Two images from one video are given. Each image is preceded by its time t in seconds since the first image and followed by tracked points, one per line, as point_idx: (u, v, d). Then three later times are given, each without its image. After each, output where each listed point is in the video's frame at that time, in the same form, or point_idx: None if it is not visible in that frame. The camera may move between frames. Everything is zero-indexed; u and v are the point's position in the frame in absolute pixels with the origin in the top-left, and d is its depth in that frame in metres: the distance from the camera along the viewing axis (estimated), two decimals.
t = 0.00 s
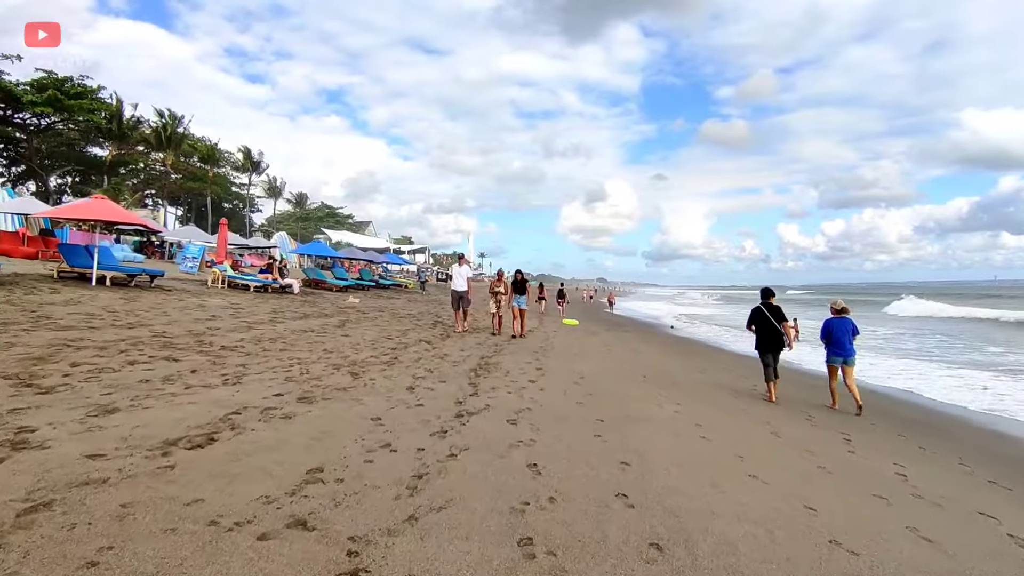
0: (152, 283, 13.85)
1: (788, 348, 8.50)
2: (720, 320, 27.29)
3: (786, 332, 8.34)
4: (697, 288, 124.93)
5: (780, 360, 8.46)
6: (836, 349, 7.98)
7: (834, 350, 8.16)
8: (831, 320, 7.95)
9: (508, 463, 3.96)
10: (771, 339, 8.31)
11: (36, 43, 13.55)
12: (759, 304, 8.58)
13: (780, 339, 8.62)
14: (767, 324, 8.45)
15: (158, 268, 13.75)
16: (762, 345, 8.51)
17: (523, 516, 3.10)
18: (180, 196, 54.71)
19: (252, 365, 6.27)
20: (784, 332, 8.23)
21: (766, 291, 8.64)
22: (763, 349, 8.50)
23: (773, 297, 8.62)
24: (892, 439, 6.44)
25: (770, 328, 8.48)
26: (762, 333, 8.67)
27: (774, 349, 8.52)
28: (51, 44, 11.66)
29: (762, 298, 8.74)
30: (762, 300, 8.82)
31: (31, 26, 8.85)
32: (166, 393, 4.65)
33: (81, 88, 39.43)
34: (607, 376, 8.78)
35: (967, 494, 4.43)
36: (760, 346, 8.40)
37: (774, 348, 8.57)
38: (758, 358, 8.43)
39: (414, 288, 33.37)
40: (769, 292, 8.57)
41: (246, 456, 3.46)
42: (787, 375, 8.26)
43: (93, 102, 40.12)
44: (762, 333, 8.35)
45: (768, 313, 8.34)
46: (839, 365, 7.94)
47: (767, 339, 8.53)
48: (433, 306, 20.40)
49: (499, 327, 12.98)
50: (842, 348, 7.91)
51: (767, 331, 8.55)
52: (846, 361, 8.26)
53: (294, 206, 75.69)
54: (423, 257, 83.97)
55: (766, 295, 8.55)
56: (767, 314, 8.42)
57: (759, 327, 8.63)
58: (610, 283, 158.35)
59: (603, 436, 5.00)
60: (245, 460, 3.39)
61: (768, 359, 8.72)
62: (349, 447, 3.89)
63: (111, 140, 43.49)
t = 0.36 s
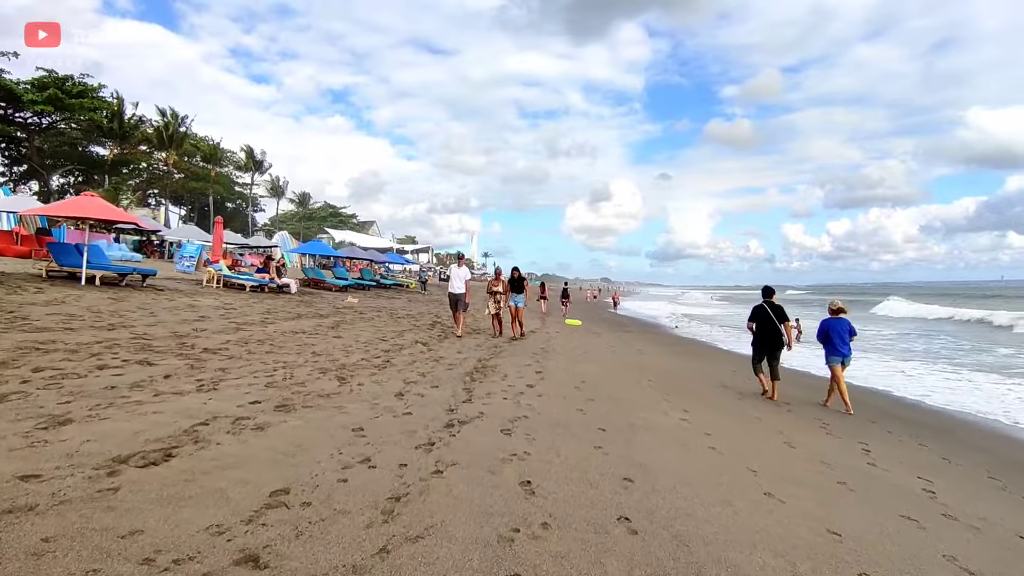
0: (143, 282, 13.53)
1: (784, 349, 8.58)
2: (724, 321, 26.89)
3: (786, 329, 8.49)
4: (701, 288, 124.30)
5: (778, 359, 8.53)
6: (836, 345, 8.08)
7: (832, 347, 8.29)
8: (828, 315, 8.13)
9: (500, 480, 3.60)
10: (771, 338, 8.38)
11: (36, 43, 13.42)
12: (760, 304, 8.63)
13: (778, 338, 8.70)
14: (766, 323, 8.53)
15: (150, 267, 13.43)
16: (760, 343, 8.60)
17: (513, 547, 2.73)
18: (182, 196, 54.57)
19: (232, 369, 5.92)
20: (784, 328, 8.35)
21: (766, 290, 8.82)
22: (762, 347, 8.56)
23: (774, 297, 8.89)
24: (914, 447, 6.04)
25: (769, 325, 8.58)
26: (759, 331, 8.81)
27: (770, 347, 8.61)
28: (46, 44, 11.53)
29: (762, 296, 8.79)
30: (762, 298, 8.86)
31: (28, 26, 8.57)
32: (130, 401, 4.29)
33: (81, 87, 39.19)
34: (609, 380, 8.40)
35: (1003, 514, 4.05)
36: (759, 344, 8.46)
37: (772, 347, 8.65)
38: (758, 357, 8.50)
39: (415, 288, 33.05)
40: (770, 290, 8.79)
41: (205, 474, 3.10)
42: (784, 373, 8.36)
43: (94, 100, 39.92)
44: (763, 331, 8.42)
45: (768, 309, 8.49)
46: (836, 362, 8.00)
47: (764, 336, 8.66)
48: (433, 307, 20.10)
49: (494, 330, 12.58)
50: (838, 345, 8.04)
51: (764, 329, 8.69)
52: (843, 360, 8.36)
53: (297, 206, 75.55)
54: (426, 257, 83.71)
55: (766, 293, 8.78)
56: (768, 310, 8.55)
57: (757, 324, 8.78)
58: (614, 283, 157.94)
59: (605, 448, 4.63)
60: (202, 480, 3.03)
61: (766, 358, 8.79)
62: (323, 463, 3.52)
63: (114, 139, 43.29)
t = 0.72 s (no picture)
0: (141, 281, 13.28)
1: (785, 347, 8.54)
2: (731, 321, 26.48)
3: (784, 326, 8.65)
4: (708, 288, 123.57)
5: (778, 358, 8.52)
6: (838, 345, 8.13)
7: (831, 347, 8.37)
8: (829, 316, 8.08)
9: (496, 495, 3.28)
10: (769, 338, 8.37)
11: (35, 42, 13.21)
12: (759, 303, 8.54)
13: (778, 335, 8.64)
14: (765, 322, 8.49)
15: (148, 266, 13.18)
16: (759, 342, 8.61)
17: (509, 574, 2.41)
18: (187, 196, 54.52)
19: (218, 370, 5.62)
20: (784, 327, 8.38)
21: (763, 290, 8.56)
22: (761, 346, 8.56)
23: (772, 296, 8.62)
24: (942, 454, 5.67)
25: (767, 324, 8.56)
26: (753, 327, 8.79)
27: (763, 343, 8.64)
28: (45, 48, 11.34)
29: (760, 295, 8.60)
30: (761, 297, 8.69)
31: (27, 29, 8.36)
32: (100, 405, 3.99)
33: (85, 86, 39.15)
34: (616, 381, 8.06)
35: None
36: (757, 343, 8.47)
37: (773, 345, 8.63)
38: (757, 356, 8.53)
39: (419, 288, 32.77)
40: (769, 290, 8.50)
41: (168, 489, 2.80)
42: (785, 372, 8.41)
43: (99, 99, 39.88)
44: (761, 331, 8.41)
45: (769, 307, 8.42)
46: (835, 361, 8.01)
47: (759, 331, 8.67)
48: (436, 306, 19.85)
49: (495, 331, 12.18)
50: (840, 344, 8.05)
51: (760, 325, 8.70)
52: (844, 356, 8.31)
53: (302, 206, 75.53)
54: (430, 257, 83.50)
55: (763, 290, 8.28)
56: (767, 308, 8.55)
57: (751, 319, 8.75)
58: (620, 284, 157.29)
59: (612, 456, 4.29)
60: (164, 495, 2.72)
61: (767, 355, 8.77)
62: (302, 476, 3.22)
63: (119, 139, 43.23)
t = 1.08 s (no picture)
0: (141, 281, 13.05)
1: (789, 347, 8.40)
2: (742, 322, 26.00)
3: (787, 323, 8.55)
4: (717, 288, 122.64)
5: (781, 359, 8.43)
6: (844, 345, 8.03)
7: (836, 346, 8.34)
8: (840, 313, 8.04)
9: (495, 518, 2.93)
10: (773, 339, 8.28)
11: (36, 41, 12.99)
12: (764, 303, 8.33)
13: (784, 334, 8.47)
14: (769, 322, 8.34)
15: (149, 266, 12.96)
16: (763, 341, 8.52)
17: None
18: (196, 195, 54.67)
19: (204, 375, 5.30)
20: (791, 325, 8.42)
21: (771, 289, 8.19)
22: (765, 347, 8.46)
23: (779, 294, 8.27)
24: (980, 467, 5.25)
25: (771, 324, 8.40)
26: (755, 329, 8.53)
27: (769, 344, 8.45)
28: (51, 49, 11.46)
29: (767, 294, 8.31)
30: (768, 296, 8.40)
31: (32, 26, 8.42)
32: (68, 415, 3.69)
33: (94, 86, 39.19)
34: (627, 385, 7.69)
35: None
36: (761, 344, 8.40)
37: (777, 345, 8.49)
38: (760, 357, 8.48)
39: (426, 287, 32.51)
40: (774, 290, 8.19)
41: (123, 515, 2.48)
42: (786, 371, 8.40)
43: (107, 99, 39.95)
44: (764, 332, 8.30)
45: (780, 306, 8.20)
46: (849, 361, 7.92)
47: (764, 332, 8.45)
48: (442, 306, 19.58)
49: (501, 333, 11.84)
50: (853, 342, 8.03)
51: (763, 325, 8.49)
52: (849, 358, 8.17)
53: (311, 206, 75.63)
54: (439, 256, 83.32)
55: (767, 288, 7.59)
56: (772, 307, 8.44)
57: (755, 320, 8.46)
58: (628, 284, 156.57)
59: (624, 471, 3.93)
60: (116, 524, 2.39)
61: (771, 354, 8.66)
62: (280, 497, 2.89)
63: (127, 139, 43.29)
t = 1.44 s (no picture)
0: (139, 278, 12.79)
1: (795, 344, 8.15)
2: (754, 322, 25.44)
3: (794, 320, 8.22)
4: (728, 288, 121.51)
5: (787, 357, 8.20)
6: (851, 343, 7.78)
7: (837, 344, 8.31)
8: (848, 312, 8.00)
9: (483, 544, 2.55)
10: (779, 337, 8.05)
11: (36, 40, 12.78)
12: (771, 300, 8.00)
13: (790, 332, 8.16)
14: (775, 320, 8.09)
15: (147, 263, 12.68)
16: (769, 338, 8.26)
17: None
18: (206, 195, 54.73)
19: (182, 376, 4.95)
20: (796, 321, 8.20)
21: (779, 286, 7.78)
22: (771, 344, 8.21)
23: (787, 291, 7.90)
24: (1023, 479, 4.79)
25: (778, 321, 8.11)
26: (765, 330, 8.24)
27: (778, 345, 8.25)
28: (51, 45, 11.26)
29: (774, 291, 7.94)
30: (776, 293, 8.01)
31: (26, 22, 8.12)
32: (18, 420, 3.35)
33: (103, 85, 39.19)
34: (635, 388, 7.28)
35: None
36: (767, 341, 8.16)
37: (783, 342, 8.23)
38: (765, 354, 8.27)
39: (433, 286, 32.21)
40: (783, 288, 7.79)
41: (43, 545, 2.12)
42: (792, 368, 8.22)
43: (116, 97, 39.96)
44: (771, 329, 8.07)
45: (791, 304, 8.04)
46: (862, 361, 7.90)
47: (774, 333, 8.22)
48: (448, 305, 19.24)
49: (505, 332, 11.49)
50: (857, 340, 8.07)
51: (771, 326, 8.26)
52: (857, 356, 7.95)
53: (319, 205, 75.61)
54: (447, 256, 83.10)
55: (776, 285, 7.10)
56: (779, 304, 8.17)
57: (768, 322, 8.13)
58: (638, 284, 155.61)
59: (632, 486, 3.54)
60: (32, 555, 2.03)
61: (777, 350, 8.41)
62: (237, 519, 2.52)
63: (137, 138, 43.37)
